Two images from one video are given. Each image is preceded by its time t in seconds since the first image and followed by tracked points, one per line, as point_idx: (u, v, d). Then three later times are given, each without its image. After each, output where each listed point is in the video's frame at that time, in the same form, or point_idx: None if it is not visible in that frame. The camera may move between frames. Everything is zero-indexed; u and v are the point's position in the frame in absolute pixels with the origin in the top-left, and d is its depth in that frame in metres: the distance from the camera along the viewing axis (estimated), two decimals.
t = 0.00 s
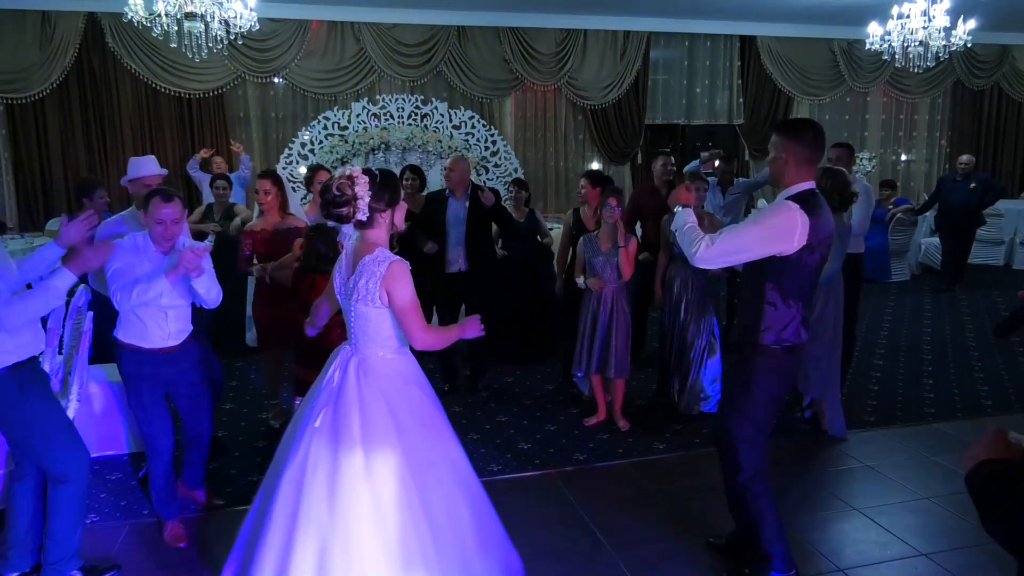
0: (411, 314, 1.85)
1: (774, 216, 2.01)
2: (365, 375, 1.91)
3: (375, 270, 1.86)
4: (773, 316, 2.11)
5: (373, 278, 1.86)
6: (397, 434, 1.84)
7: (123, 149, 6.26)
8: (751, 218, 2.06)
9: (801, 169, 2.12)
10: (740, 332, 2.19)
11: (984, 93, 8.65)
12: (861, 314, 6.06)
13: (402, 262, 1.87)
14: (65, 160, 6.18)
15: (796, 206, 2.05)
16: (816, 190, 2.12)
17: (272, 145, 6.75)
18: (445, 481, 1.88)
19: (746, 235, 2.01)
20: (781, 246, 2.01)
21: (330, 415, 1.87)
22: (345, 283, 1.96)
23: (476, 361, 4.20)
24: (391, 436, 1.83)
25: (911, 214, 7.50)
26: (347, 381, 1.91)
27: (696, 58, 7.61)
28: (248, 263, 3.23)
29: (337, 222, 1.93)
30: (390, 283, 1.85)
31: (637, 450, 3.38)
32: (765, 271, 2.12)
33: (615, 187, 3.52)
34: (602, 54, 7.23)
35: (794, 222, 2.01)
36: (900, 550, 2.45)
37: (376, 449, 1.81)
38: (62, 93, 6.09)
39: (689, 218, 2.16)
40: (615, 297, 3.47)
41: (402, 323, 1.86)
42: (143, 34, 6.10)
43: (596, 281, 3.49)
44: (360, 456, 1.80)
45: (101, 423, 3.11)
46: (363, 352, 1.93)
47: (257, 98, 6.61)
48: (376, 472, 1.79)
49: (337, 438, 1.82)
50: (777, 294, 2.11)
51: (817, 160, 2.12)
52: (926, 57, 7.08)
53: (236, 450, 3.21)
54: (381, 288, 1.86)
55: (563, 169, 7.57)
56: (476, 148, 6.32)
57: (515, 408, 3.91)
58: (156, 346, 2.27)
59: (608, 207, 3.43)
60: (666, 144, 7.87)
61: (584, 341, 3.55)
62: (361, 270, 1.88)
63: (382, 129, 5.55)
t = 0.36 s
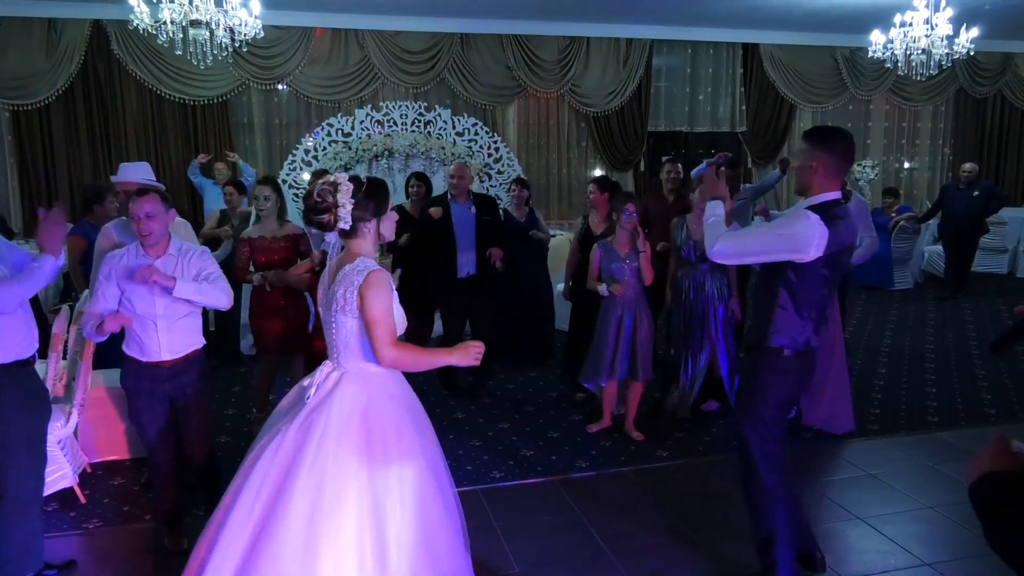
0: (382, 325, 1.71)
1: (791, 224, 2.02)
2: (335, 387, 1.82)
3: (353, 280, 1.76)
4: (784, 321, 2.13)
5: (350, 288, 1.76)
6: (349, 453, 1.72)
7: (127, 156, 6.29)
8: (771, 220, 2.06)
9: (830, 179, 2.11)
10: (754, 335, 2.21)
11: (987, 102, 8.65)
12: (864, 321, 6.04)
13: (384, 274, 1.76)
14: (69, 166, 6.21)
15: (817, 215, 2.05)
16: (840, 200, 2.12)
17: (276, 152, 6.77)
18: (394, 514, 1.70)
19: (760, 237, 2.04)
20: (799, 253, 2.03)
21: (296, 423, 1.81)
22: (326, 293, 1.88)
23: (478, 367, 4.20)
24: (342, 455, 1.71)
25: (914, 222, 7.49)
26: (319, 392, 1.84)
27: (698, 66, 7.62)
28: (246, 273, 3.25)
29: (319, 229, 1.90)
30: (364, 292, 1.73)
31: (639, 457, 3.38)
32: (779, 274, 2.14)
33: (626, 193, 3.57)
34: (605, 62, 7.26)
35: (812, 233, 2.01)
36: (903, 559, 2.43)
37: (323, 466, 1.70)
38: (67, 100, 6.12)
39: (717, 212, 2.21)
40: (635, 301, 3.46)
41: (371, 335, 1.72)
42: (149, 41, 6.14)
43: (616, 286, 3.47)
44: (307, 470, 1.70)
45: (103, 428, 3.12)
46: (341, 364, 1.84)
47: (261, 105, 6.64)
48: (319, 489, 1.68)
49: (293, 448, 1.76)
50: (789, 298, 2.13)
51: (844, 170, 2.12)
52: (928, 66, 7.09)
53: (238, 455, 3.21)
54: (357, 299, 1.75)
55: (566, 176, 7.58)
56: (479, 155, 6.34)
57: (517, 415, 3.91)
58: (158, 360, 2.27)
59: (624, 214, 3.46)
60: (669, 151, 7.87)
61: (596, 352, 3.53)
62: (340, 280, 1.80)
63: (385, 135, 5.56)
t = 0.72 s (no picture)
0: (360, 330, 1.70)
1: (820, 229, 2.06)
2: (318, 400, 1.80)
3: (330, 290, 1.76)
4: (815, 327, 2.15)
5: (328, 298, 1.75)
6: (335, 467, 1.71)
7: (130, 160, 6.30)
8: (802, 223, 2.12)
9: (857, 183, 2.15)
10: (783, 342, 2.21)
11: (989, 106, 8.66)
12: (867, 326, 6.04)
13: (359, 282, 1.75)
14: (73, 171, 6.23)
15: (844, 221, 2.09)
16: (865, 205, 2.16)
17: (278, 157, 6.77)
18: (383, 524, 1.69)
19: (787, 241, 2.06)
20: (826, 259, 2.07)
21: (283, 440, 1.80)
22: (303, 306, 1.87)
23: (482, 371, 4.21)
24: (329, 467, 1.71)
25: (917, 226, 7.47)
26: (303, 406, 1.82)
27: (700, 71, 7.64)
28: (234, 279, 3.24)
29: (296, 237, 1.84)
30: (342, 300, 1.73)
31: (642, 461, 3.37)
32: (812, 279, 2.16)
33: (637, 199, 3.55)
34: (607, 67, 7.27)
35: (842, 239, 2.06)
36: (907, 564, 2.43)
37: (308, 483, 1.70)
38: (71, 105, 6.14)
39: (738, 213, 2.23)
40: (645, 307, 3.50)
41: (350, 341, 1.71)
42: (152, 47, 6.16)
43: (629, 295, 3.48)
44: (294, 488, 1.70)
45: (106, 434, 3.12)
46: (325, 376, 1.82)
47: (264, 110, 6.65)
48: (308, 503, 1.68)
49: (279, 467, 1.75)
50: (820, 302, 2.15)
51: (869, 175, 2.15)
52: (930, 71, 7.09)
53: (242, 461, 3.21)
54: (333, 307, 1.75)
55: (568, 180, 7.58)
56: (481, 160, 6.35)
57: (520, 420, 3.90)
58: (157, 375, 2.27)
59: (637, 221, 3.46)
60: (671, 156, 7.87)
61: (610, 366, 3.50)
62: (316, 289, 1.79)
63: (388, 140, 5.58)
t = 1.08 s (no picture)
0: (361, 340, 1.71)
1: (836, 229, 2.06)
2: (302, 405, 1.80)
3: (320, 297, 1.75)
4: (826, 328, 2.15)
5: (318, 305, 1.75)
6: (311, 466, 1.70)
7: (135, 167, 6.33)
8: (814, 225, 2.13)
9: (874, 186, 2.16)
10: (795, 343, 2.22)
11: (993, 111, 8.65)
12: (872, 331, 6.02)
13: (348, 288, 1.75)
14: (79, 178, 6.26)
15: (860, 223, 2.10)
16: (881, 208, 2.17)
17: (283, 164, 6.80)
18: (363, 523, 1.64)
19: (805, 241, 2.06)
20: (840, 260, 2.07)
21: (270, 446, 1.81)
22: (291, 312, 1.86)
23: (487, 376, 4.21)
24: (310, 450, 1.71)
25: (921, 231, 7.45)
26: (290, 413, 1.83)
27: (703, 77, 7.65)
28: (235, 285, 3.29)
29: (286, 242, 1.84)
30: (337, 310, 1.73)
31: (646, 467, 3.36)
32: (822, 280, 2.16)
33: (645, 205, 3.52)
34: (610, 73, 7.29)
35: (859, 241, 2.06)
36: (912, 570, 2.41)
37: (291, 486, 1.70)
38: (77, 113, 6.17)
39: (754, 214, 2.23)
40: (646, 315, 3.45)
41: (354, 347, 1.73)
42: (157, 55, 6.19)
43: (629, 300, 3.47)
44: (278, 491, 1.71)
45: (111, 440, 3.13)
46: (307, 382, 1.82)
47: (268, 117, 6.69)
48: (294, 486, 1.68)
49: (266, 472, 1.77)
50: (833, 303, 2.15)
51: (887, 178, 2.16)
52: (934, 76, 7.09)
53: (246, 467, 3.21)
54: (324, 314, 1.75)
55: (572, 186, 7.59)
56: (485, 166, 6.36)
57: (524, 425, 3.90)
58: (155, 386, 2.18)
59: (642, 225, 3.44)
60: (674, 162, 7.88)
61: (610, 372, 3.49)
62: (304, 296, 1.78)
63: (392, 147, 5.59)
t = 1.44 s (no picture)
0: (393, 340, 1.75)
1: (865, 239, 2.05)
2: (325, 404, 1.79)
3: (356, 295, 1.76)
4: (852, 338, 2.12)
5: (353, 302, 1.76)
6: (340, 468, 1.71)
7: (156, 167, 6.40)
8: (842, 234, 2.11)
9: (900, 191, 2.14)
10: (819, 349, 2.21)
11: (1018, 112, 8.52)
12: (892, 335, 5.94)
13: (379, 287, 1.78)
14: (101, 177, 6.34)
15: (887, 230, 2.08)
16: (907, 214, 2.15)
17: (302, 164, 6.85)
18: (386, 526, 1.70)
19: (830, 249, 2.04)
20: (868, 269, 2.04)
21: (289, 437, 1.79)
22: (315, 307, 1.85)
23: (503, 378, 4.20)
24: (337, 455, 1.72)
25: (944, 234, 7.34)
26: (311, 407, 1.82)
27: (722, 78, 7.60)
28: (252, 283, 3.28)
29: (325, 240, 1.82)
30: (370, 308, 1.76)
31: (662, 470, 3.34)
32: (849, 288, 2.14)
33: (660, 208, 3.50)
34: (628, 74, 7.26)
35: (885, 247, 2.04)
36: None
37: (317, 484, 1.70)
38: (99, 114, 6.25)
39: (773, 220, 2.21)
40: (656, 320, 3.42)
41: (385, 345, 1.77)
42: (179, 56, 6.26)
43: (632, 303, 3.51)
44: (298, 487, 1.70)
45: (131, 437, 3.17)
46: (331, 375, 1.82)
47: (288, 118, 6.73)
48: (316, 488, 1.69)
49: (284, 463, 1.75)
50: (858, 313, 2.13)
51: (911, 183, 2.13)
52: (957, 77, 6.99)
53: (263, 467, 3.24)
54: (359, 312, 1.76)
55: (589, 187, 7.57)
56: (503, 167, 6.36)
57: (540, 427, 3.89)
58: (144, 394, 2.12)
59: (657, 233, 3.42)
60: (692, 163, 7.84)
61: (624, 377, 3.50)
62: (337, 293, 1.78)
63: (410, 147, 5.60)
